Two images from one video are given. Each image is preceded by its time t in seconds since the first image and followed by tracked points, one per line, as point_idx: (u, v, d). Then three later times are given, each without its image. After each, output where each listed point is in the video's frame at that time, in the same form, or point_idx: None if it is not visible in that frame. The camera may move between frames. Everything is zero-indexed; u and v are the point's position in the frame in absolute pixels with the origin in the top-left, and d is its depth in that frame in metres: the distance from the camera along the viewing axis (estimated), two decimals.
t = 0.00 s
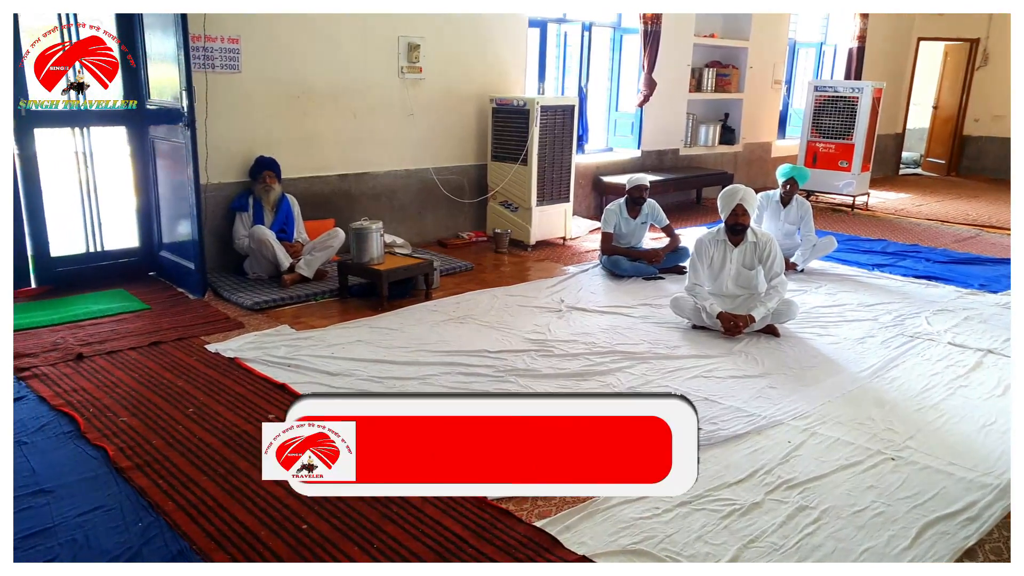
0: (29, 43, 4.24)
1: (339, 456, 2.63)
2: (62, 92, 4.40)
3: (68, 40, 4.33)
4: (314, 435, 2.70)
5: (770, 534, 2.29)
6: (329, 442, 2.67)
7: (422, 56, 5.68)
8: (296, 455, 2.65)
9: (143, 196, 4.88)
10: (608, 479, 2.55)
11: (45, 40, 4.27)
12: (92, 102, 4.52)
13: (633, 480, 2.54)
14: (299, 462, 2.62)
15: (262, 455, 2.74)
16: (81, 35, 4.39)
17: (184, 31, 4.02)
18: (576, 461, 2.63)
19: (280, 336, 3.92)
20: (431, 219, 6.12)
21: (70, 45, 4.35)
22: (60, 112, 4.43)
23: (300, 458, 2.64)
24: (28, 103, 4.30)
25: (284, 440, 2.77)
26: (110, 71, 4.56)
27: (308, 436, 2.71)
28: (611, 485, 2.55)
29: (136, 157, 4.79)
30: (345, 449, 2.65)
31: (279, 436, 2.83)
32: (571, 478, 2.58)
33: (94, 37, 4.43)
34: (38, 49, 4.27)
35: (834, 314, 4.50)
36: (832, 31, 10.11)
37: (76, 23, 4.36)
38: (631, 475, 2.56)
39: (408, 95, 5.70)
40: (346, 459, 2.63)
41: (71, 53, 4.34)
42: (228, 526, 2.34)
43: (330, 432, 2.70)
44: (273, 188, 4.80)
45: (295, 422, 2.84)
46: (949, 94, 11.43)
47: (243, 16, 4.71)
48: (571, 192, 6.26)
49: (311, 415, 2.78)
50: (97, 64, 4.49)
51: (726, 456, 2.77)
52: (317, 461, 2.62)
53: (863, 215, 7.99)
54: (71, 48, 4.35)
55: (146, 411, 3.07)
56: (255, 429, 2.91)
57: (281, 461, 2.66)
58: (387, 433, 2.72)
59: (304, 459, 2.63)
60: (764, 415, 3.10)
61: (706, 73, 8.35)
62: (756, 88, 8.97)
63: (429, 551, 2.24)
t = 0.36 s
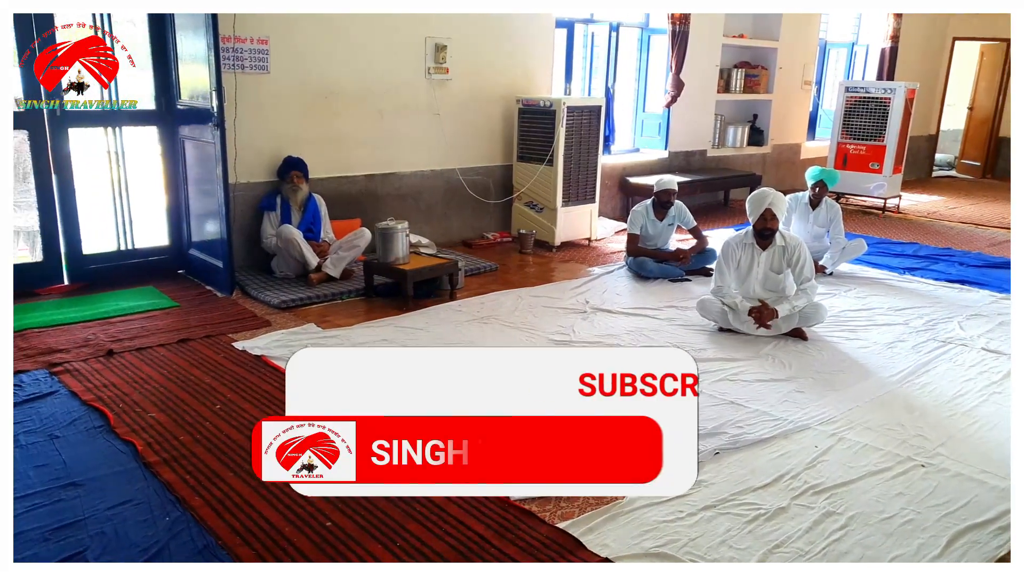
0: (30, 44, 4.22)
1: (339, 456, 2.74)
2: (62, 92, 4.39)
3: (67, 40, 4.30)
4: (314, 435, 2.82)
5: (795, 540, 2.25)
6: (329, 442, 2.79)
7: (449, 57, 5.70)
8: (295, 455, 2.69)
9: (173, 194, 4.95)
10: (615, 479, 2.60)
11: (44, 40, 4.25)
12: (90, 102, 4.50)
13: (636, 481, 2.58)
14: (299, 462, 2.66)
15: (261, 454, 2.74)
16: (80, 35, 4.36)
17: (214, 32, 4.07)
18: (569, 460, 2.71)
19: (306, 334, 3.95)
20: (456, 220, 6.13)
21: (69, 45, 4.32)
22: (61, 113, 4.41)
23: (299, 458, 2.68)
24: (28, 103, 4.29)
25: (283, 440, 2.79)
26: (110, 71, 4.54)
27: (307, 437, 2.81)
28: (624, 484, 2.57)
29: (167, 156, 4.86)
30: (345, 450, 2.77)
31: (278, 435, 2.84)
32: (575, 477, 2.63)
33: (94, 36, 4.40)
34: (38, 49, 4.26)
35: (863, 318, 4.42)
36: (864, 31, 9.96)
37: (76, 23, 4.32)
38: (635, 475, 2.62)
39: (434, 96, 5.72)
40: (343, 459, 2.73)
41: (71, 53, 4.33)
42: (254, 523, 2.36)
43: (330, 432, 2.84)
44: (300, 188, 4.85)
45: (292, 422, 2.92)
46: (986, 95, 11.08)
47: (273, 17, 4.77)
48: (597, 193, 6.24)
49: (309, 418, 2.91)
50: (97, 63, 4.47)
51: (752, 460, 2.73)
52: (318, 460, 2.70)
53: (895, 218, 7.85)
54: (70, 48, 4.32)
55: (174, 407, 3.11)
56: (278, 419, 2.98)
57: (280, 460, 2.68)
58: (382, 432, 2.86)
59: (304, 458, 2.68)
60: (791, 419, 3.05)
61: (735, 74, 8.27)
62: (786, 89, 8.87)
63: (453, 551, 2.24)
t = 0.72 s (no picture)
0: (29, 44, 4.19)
1: (338, 457, 2.78)
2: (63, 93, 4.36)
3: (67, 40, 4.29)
4: (313, 435, 2.89)
5: (822, 546, 2.22)
6: (328, 442, 2.85)
7: (475, 57, 5.71)
8: (295, 455, 2.73)
9: (202, 194, 5.02)
10: (619, 480, 2.64)
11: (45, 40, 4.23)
12: (91, 102, 4.47)
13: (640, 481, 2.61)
14: (299, 462, 2.70)
15: (261, 454, 2.76)
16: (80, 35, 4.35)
17: (244, 33, 4.12)
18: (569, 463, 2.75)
19: (332, 333, 3.98)
20: (481, 220, 6.14)
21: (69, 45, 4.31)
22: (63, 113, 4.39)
23: (299, 458, 2.73)
24: (30, 103, 4.27)
25: (283, 440, 2.84)
26: (110, 71, 4.51)
27: (306, 437, 2.87)
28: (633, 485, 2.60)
29: (197, 156, 4.93)
30: (344, 450, 2.82)
31: (278, 435, 2.88)
32: (581, 478, 2.67)
33: (94, 37, 4.40)
34: (37, 50, 4.24)
35: (894, 322, 4.34)
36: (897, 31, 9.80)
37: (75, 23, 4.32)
38: (639, 476, 2.66)
39: (461, 96, 5.73)
40: (343, 459, 2.78)
41: (71, 53, 4.32)
42: (279, 519, 2.38)
43: (329, 432, 2.91)
44: (327, 188, 4.90)
45: (292, 422, 2.97)
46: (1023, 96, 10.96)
47: (302, 18, 4.82)
48: (623, 193, 6.21)
49: (309, 419, 2.99)
50: (97, 64, 4.45)
51: (778, 465, 2.69)
52: (316, 461, 2.74)
53: (927, 221, 7.71)
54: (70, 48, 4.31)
55: (202, 404, 3.15)
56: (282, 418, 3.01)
57: (281, 460, 2.71)
58: (381, 433, 2.92)
59: (304, 458, 2.73)
60: (818, 424, 3.01)
61: (764, 74, 8.18)
62: (816, 89, 8.75)
63: (475, 550, 2.24)
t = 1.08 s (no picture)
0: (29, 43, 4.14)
1: (338, 457, 2.75)
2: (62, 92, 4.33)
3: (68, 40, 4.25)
4: (314, 435, 2.85)
5: (849, 553, 2.19)
6: (328, 442, 2.81)
7: (502, 58, 5.72)
8: (296, 455, 2.72)
9: (232, 193, 5.09)
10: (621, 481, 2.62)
11: (45, 40, 4.18)
12: (91, 102, 4.43)
13: (639, 483, 2.60)
14: (299, 462, 2.68)
15: (261, 454, 2.75)
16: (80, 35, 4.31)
17: (274, 34, 4.17)
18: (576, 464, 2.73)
19: (358, 332, 4.00)
20: (507, 220, 6.14)
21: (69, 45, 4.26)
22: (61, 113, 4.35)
23: (299, 458, 2.71)
24: (28, 103, 4.23)
25: (283, 440, 2.83)
26: (111, 71, 4.46)
27: (306, 437, 2.84)
28: (635, 486, 2.59)
29: (226, 156, 5.00)
30: (344, 450, 2.78)
31: (278, 435, 2.87)
32: (584, 480, 2.64)
33: (94, 36, 4.34)
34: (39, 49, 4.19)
35: (926, 327, 4.26)
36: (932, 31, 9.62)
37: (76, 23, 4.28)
38: (639, 476, 2.64)
39: (487, 97, 5.74)
40: (343, 459, 2.75)
41: (71, 53, 4.28)
42: (303, 516, 2.40)
43: (329, 432, 2.88)
44: (354, 188, 4.94)
45: (292, 421, 2.95)
46: None
47: (330, 19, 4.86)
48: (650, 194, 6.16)
49: (309, 418, 2.95)
50: (98, 64, 4.40)
51: (805, 470, 2.66)
52: (316, 460, 2.71)
53: (961, 224, 7.55)
54: (70, 48, 4.26)
55: (230, 400, 3.19)
56: (281, 418, 3.00)
57: (281, 460, 2.70)
58: (382, 433, 2.90)
59: (304, 458, 2.71)
60: (846, 429, 2.96)
61: (794, 75, 8.07)
62: (847, 90, 8.62)
63: (498, 551, 2.24)
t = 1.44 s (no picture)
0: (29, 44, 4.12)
1: (338, 457, 2.75)
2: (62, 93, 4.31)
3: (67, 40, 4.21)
4: (314, 435, 2.85)
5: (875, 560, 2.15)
6: (328, 442, 2.81)
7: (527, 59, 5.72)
8: (296, 455, 2.71)
9: (257, 193, 5.14)
10: (619, 480, 2.62)
11: (44, 40, 4.15)
12: (91, 102, 4.41)
13: (638, 482, 2.59)
14: (299, 462, 2.67)
15: (262, 454, 2.75)
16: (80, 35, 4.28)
17: (300, 34, 4.20)
18: (575, 463, 2.72)
19: (381, 331, 4.02)
20: (530, 221, 6.13)
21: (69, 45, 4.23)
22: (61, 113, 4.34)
23: (299, 458, 2.70)
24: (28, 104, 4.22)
25: (283, 440, 2.82)
26: (111, 71, 4.44)
27: (307, 437, 2.83)
28: (634, 485, 2.59)
29: (252, 155, 5.05)
30: (343, 450, 2.78)
31: (278, 435, 2.86)
32: (583, 479, 2.63)
33: (94, 36, 4.32)
34: (38, 50, 4.16)
35: (956, 331, 4.18)
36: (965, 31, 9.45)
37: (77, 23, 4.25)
38: (639, 476, 2.64)
39: (512, 98, 5.75)
40: (343, 459, 2.75)
41: (71, 53, 4.24)
42: (326, 513, 2.41)
43: (329, 432, 2.87)
44: (380, 189, 4.97)
45: (292, 422, 2.95)
46: None
47: (356, 20, 4.88)
48: (674, 196, 6.12)
49: (309, 419, 2.95)
50: (97, 63, 4.38)
51: (830, 475, 2.62)
52: (316, 461, 2.70)
53: (993, 227, 7.40)
54: (70, 48, 4.23)
55: (254, 397, 3.23)
56: (281, 418, 3.00)
57: (280, 460, 2.69)
58: (381, 433, 2.90)
59: (304, 458, 2.69)
60: (873, 434, 2.91)
61: (822, 75, 7.98)
62: (876, 91, 8.49)
63: (519, 552, 2.24)
